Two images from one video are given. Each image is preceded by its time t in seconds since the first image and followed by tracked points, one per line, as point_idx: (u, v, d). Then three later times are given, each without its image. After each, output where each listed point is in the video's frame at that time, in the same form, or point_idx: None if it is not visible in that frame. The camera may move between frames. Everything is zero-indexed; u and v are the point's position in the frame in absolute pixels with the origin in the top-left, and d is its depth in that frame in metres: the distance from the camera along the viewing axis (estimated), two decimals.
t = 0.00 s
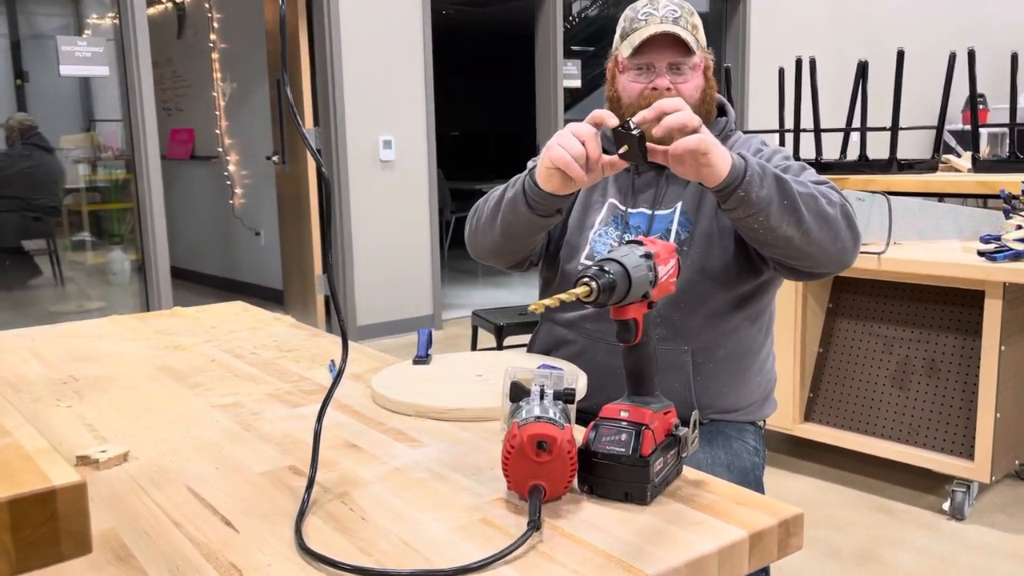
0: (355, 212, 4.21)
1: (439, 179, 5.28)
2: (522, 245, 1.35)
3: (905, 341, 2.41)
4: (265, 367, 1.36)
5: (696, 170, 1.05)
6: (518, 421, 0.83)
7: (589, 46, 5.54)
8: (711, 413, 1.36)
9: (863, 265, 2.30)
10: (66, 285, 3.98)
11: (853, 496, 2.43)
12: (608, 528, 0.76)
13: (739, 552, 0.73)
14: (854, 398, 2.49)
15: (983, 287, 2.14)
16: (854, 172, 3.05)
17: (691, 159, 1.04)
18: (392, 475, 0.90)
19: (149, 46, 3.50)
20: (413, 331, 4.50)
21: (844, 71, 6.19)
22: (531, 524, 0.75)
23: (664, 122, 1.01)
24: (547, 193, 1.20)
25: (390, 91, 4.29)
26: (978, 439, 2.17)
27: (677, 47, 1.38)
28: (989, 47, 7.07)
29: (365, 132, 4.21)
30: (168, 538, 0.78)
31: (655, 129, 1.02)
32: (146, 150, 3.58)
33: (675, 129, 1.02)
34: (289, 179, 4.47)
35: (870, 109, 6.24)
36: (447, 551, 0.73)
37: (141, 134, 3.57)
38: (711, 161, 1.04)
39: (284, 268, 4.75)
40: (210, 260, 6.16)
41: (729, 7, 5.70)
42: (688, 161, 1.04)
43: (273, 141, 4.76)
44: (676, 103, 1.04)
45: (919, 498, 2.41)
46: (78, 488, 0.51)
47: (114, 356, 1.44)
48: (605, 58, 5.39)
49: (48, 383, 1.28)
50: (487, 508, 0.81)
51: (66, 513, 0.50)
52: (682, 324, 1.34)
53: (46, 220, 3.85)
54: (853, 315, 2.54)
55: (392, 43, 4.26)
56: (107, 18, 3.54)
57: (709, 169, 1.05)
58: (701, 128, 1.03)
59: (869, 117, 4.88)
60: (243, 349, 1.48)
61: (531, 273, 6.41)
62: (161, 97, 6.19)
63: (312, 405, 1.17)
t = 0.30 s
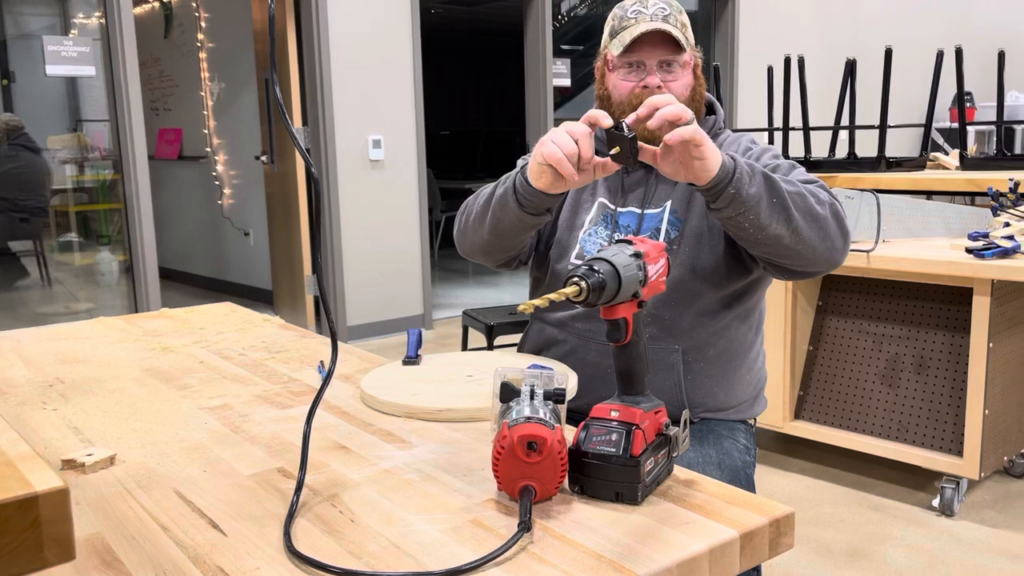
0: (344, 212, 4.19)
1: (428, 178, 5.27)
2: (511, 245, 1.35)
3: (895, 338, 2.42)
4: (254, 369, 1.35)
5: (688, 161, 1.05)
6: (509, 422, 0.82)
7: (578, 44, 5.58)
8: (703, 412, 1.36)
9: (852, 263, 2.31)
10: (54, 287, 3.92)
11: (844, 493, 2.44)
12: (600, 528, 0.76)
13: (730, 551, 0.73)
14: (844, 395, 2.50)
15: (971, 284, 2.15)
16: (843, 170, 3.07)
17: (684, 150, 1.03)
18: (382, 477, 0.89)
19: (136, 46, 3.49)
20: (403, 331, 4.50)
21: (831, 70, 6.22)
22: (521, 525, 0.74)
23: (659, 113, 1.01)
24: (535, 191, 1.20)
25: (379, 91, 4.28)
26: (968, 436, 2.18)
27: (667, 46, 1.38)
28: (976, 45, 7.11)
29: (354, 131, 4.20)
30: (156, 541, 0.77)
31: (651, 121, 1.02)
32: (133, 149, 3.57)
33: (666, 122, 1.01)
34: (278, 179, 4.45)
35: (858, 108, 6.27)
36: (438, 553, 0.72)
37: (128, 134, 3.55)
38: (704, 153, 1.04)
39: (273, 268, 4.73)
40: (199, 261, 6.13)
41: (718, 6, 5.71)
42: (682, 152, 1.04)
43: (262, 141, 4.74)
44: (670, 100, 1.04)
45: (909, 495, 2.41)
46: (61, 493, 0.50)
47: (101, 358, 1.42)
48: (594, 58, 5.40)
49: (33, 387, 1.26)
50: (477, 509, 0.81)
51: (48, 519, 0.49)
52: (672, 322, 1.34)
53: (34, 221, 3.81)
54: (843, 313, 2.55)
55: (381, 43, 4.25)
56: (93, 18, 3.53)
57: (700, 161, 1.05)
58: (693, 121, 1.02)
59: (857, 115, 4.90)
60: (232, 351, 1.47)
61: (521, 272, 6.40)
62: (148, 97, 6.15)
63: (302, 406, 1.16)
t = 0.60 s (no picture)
0: (334, 212, 4.18)
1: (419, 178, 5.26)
2: (500, 244, 1.35)
3: (884, 336, 2.43)
4: (244, 370, 1.35)
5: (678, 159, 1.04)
6: (500, 423, 0.82)
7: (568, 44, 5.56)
8: (694, 411, 1.36)
9: (842, 261, 2.31)
10: (43, 288, 3.88)
11: (835, 491, 2.45)
12: (592, 529, 0.76)
13: (722, 551, 0.73)
14: (834, 393, 2.51)
15: (961, 282, 2.16)
16: (833, 168, 3.09)
17: (674, 148, 1.03)
18: (373, 478, 0.89)
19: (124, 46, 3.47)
20: (394, 331, 4.49)
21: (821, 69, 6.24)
22: (513, 526, 0.74)
23: (648, 112, 1.03)
24: (524, 190, 1.20)
25: (369, 91, 4.27)
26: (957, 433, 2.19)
27: (657, 45, 1.38)
28: (963, 45, 7.15)
29: (344, 131, 4.19)
30: (146, 545, 0.76)
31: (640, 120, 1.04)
32: (122, 150, 3.54)
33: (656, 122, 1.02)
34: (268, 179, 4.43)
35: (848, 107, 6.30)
36: (429, 554, 0.72)
37: (116, 134, 3.53)
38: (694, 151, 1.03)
39: (264, 268, 4.71)
40: (189, 261, 6.11)
41: (708, 6, 5.72)
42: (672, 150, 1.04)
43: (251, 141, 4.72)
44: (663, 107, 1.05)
45: (899, 493, 2.43)
46: (48, 498, 0.50)
47: (89, 360, 1.41)
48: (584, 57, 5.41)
49: (21, 389, 1.25)
50: (468, 510, 0.81)
51: (35, 524, 0.49)
52: (664, 320, 1.34)
53: (22, 221, 3.76)
54: (833, 311, 2.55)
55: (371, 42, 4.24)
56: (81, 18, 3.51)
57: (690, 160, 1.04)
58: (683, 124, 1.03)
59: (847, 113, 4.91)
60: (221, 352, 1.46)
61: (512, 271, 6.40)
62: (137, 97, 6.13)
63: (292, 407, 1.15)
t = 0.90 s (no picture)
0: (325, 212, 4.16)
1: (411, 177, 5.25)
2: (480, 224, 1.34)
3: (875, 335, 2.44)
4: (234, 371, 1.34)
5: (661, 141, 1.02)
6: (492, 424, 0.82)
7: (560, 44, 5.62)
8: (687, 411, 1.36)
9: (833, 260, 2.32)
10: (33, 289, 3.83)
11: (826, 489, 2.46)
12: (584, 530, 0.75)
13: (714, 552, 0.73)
14: (826, 392, 2.51)
15: (951, 281, 2.17)
16: (824, 168, 3.10)
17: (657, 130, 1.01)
18: (364, 480, 0.89)
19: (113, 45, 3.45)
20: (386, 331, 4.48)
21: (811, 69, 6.27)
22: (505, 528, 0.74)
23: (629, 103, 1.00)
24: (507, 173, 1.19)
25: (360, 90, 4.26)
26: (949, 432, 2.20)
27: (651, 37, 1.38)
28: (953, 45, 7.18)
29: (336, 130, 4.18)
30: (133, 548, 0.76)
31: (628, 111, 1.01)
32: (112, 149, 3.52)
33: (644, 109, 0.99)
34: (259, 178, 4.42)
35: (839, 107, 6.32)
36: (419, 556, 0.71)
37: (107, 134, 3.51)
38: (682, 133, 1.01)
39: (255, 268, 4.69)
40: (180, 261, 6.08)
41: (699, 6, 5.73)
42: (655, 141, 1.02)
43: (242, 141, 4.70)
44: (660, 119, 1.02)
45: (890, 491, 2.43)
46: (32, 503, 0.51)
47: (78, 361, 1.40)
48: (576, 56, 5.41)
49: (9, 390, 1.24)
50: (460, 512, 0.80)
51: (21, 529, 0.51)
52: (656, 321, 1.34)
53: (11, 222, 3.69)
54: (825, 311, 2.56)
55: (362, 42, 4.23)
56: (71, 16, 3.49)
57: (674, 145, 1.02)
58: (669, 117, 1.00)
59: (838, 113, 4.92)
60: (212, 353, 1.45)
61: (504, 271, 6.40)
62: (127, 97, 6.10)
63: (283, 408, 1.15)
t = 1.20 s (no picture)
0: (319, 211, 4.16)
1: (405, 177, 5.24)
2: (443, 168, 1.39)
3: (869, 335, 2.44)
4: (228, 370, 1.33)
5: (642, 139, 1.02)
6: (487, 422, 0.82)
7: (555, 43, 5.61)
8: (679, 410, 1.37)
9: (827, 260, 2.32)
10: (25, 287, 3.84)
11: (819, 489, 2.46)
12: (580, 528, 0.75)
13: (709, 550, 0.73)
14: (820, 391, 2.52)
15: (944, 281, 2.18)
16: (818, 168, 3.11)
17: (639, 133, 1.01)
18: (360, 479, 0.89)
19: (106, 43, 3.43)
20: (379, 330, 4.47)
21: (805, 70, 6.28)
22: (500, 526, 0.74)
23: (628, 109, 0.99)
24: (461, 107, 1.24)
25: (355, 90, 4.25)
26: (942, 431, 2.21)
27: (674, 42, 1.38)
28: (946, 46, 7.20)
29: (330, 130, 4.17)
30: (128, 547, 0.75)
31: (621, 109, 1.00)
32: (106, 148, 3.51)
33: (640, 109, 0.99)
34: (253, 178, 4.41)
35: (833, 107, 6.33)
36: (414, 556, 0.71)
37: (99, 132, 3.49)
38: (666, 137, 1.00)
39: (248, 267, 4.68)
40: (173, 260, 6.06)
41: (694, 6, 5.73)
42: (636, 138, 1.02)
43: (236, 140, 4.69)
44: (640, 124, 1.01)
45: (884, 490, 2.44)
46: (26, 502, 0.51)
47: (72, 360, 1.40)
48: (570, 56, 5.41)
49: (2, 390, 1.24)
50: (455, 511, 0.80)
51: (15, 529, 0.51)
52: (647, 321, 1.34)
53: (4, 220, 3.70)
54: (819, 311, 2.56)
55: (357, 41, 4.22)
56: (63, 15, 3.48)
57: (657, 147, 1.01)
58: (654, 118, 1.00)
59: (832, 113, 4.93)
60: (206, 352, 1.45)
61: (498, 270, 6.40)
62: (120, 96, 6.07)
63: (278, 407, 1.14)
